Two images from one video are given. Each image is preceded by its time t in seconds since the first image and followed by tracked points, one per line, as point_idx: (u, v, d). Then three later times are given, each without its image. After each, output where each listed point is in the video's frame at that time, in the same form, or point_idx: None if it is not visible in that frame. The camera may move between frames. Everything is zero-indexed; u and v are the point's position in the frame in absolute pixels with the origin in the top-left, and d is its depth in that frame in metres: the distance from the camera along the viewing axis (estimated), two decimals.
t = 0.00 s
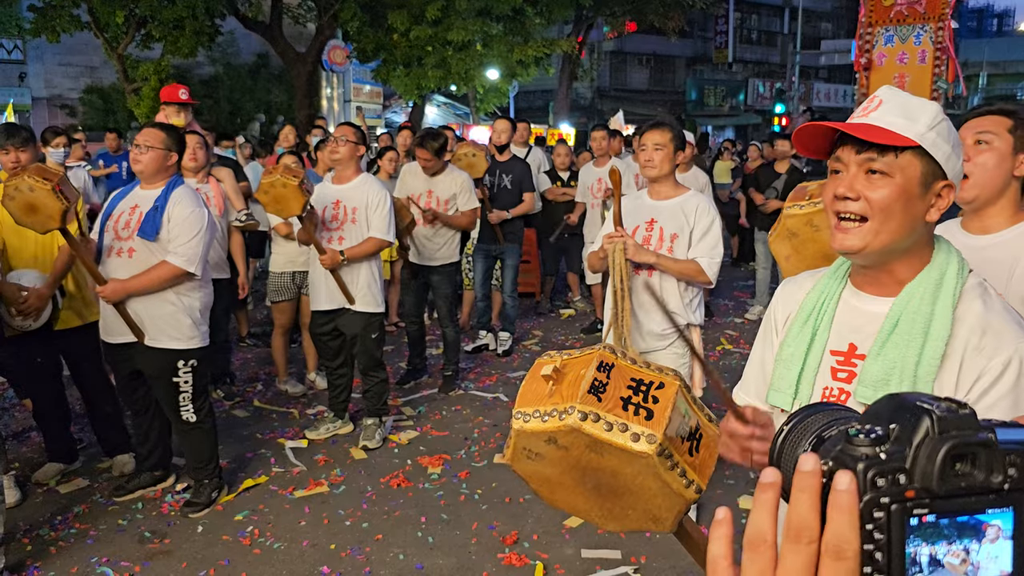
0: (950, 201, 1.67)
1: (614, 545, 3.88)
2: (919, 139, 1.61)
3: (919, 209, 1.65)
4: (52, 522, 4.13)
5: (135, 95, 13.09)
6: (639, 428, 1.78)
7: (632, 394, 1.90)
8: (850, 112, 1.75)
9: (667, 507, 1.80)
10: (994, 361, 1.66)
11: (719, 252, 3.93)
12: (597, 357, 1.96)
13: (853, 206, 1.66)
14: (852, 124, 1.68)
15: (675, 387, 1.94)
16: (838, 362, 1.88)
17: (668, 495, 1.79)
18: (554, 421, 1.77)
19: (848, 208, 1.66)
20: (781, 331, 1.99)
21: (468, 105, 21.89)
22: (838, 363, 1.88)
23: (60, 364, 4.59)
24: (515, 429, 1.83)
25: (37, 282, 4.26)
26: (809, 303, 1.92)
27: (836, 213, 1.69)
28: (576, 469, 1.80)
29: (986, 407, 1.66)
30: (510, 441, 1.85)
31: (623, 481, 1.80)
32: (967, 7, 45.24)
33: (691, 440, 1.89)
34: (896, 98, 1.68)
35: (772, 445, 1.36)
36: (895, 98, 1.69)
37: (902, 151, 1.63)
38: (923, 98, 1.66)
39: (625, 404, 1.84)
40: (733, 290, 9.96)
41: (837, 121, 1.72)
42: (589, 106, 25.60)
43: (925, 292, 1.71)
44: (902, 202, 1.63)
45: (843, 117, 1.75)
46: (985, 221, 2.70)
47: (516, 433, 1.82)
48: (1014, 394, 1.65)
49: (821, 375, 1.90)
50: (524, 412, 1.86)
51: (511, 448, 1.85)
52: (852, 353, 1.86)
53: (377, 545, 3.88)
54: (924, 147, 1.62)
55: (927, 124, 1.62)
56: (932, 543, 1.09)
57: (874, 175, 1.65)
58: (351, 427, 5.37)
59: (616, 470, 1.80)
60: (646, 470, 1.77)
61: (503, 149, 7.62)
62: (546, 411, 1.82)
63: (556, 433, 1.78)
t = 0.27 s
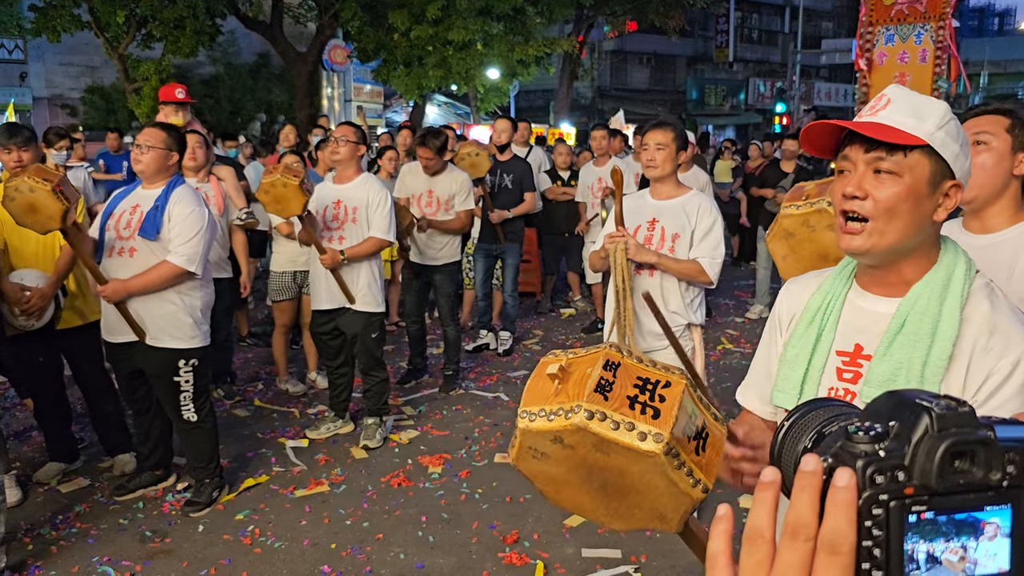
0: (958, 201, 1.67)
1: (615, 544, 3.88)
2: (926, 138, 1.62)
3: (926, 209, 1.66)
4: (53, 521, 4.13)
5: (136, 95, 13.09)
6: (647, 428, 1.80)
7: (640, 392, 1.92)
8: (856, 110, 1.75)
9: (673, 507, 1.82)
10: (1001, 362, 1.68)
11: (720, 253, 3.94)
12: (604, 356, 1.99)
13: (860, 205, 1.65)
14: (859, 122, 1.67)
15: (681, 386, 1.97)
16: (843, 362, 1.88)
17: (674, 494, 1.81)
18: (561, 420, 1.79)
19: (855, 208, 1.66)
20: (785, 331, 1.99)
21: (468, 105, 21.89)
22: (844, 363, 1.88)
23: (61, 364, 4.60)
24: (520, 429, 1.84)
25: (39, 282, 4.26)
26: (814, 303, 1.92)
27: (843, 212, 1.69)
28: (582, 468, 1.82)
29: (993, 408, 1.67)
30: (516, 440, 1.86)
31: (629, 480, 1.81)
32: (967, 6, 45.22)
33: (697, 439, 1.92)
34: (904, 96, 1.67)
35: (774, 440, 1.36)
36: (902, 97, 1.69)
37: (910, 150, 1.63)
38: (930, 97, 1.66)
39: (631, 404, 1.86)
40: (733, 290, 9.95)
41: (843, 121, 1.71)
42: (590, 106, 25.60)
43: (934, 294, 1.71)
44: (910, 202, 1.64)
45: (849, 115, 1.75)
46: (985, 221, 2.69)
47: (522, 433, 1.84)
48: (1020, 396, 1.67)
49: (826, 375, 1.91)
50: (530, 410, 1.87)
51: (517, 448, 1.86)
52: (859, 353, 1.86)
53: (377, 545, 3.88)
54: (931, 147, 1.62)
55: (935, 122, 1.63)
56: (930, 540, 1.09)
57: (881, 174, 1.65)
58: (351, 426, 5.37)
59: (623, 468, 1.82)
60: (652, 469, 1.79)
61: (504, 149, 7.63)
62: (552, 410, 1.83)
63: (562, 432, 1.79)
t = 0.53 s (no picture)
0: (968, 203, 1.68)
1: (616, 545, 3.88)
2: (938, 142, 1.61)
3: (939, 213, 1.66)
4: (56, 522, 4.14)
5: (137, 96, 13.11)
6: (672, 421, 1.71)
7: (664, 385, 1.80)
8: (865, 113, 1.74)
9: (694, 503, 1.74)
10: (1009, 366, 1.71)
11: (722, 254, 3.94)
12: (627, 350, 1.87)
13: (872, 210, 1.66)
14: (868, 128, 1.67)
15: (705, 381, 1.84)
16: (850, 364, 1.88)
17: (696, 491, 1.72)
18: (583, 413, 1.71)
19: (867, 212, 1.66)
20: (791, 332, 2.01)
21: (469, 106, 21.91)
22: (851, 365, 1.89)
23: (63, 365, 4.60)
24: (541, 421, 1.77)
25: (42, 283, 4.27)
26: (821, 304, 1.93)
27: (854, 215, 1.69)
28: (602, 463, 1.74)
29: (999, 411, 1.71)
30: (536, 433, 1.78)
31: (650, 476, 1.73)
32: (969, 6, 45.19)
33: (722, 437, 1.80)
34: (913, 99, 1.67)
35: (775, 441, 1.36)
36: (912, 99, 1.68)
37: (921, 155, 1.63)
38: (940, 99, 1.65)
39: (656, 396, 1.76)
40: (734, 291, 9.95)
41: (852, 125, 1.71)
42: (591, 107, 25.62)
43: (944, 297, 1.72)
44: (921, 205, 1.64)
45: (858, 119, 1.74)
46: (991, 220, 2.69)
47: (542, 425, 1.76)
48: None
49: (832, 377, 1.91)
50: (551, 404, 1.79)
51: (536, 441, 1.78)
52: (865, 356, 1.86)
53: (379, 546, 3.89)
54: (942, 150, 1.62)
55: (946, 126, 1.63)
56: (929, 544, 1.09)
57: (891, 179, 1.65)
58: (353, 428, 5.38)
59: (644, 464, 1.73)
60: (675, 465, 1.70)
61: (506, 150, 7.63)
62: (574, 403, 1.76)
63: (584, 425, 1.71)
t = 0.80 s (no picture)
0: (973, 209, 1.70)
1: (615, 547, 3.89)
2: (946, 146, 1.63)
3: (944, 218, 1.68)
4: (55, 524, 4.14)
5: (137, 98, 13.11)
6: (706, 398, 1.63)
7: (698, 362, 1.70)
8: (872, 117, 1.75)
9: (721, 486, 1.65)
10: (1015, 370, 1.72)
11: (719, 257, 3.95)
12: (661, 327, 1.74)
13: (879, 212, 1.66)
14: (877, 131, 1.67)
15: (739, 361, 1.73)
16: (853, 370, 1.89)
17: (726, 473, 1.63)
18: (618, 387, 1.64)
19: (874, 215, 1.67)
20: (791, 338, 2.01)
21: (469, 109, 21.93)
22: (854, 371, 1.90)
23: (62, 368, 4.60)
24: (573, 395, 1.70)
25: (42, 286, 4.27)
26: (823, 309, 1.93)
27: (861, 218, 1.69)
28: (632, 440, 1.67)
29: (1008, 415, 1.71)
30: (566, 408, 1.72)
31: (679, 455, 1.65)
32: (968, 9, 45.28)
33: (754, 419, 1.71)
34: (921, 103, 1.68)
35: (777, 442, 1.38)
36: (919, 103, 1.69)
37: (929, 159, 1.64)
38: (947, 105, 1.67)
39: (691, 372, 1.68)
40: (734, 294, 9.97)
41: (860, 128, 1.72)
42: (590, 109, 25.67)
43: (949, 301, 1.73)
44: (929, 209, 1.65)
45: (865, 123, 1.75)
46: (990, 223, 2.70)
47: (573, 400, 1.70)
48: None
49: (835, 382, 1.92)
50: (583, 378, 1.73)
51: (566, 417, 1.71)
52: (869, 361, 1.88)
53: (378, 549, 3.89)
54: (949, 155, 1.64)
55: (953, 131, 1.64)
56: (929, 545, 1.10)
57: (900, 182, 1.66)
58: (352, 430, 5.38)
59: (675, 443, 1.65)
60: (708, 443, 1.62)
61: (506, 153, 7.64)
62: (608, 376, 1.69)
63: (617, 400, 1.64)
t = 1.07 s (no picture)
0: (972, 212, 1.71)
1: (614, 550, 3.89)
2: (944, 151, 1.64)
3: (944, 222, 1.69)
4: (53, 526, 4.14)
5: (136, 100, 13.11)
6: (703, 400, 1.64)
7: (693, 365, 1.72)
8: (870, 122, 1.76)
9: (721, 488, 1.65)
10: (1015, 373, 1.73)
11: (714, 259, 3.96)
12: (655, 332, 1.76)
13: (878, 218, 1.67)
14: (876, 135, 1.68)
15: (732, 363, 1.77)
16: (853, 374, 1.90)
17: (725, 474, 1.64)
18: (615, 393, 1.65)
19: (872, 220, 1.68)
20: (790, 342, 2.02)
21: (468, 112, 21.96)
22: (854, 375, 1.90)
23: (60, 369, 4.60)
24: (568, 403, 1.70)
25: (39, 287, 4.27)
26: (821, 313, 1.95)
27: (860, 224, 1.70)
28: (631, 445, 1.67)
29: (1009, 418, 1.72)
30: (562, 416, 1.71)
31: (678, 458, 1.66)
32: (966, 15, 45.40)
33: (750, 421, 1.73)
34: (918, 108, 1.69)
35: (778, 441, 1.38)
36: (917, 107, 1.70)
37: (927, 163, 1.65)
38: (944, 109, 1.68)
39: (687, 375, 1.69)
40: (732, 298, 9.98)
41: (859, 133, 1.73)
42: (589, 113, 25.70)
43: (948, 306, 1.74)
44: (928, 214, 1.66)
45: (863, 127, 1.76)
46: (987, 228, 2.71)
47: (570, 408, 1.69)
48: None
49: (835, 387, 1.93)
50: (578, 386, 1.73)
51: (562, 425, 1.71)
52: (869, 365, 1.88)
53: (376, 551, 3.89)
54: (947, 159, 1.65)
55: (951, 135, 1.65)
56: (930, 545, 1.11)
57: (899, 187, 1.67)
58: (350, 432, 5.38)
59: (673, 446, 1.66)
60: (707, 445, 1.62)
61: (504, 156, 7.65)
62: (605, 382, 1.69)
63: (614, 406, 1.65)
